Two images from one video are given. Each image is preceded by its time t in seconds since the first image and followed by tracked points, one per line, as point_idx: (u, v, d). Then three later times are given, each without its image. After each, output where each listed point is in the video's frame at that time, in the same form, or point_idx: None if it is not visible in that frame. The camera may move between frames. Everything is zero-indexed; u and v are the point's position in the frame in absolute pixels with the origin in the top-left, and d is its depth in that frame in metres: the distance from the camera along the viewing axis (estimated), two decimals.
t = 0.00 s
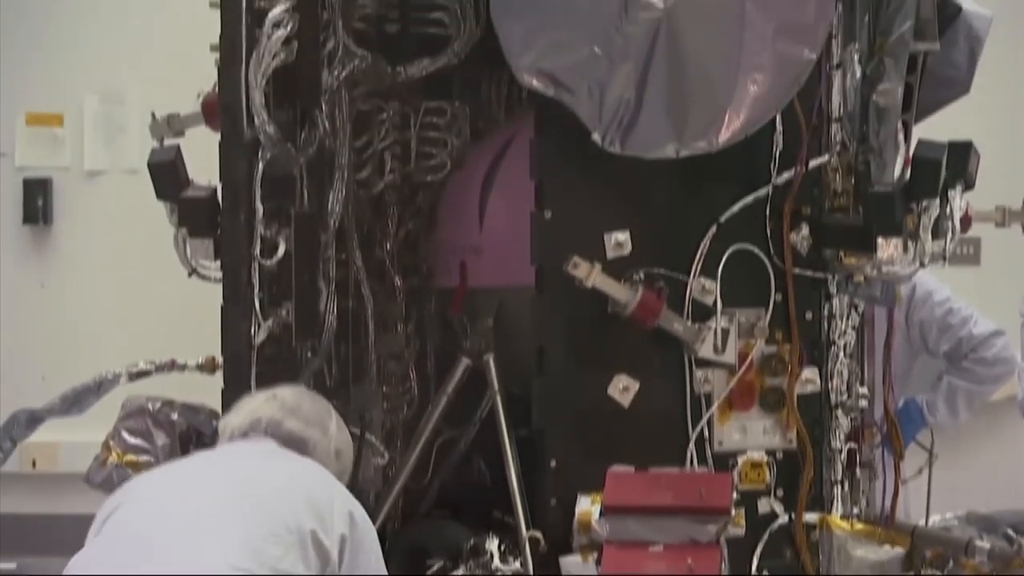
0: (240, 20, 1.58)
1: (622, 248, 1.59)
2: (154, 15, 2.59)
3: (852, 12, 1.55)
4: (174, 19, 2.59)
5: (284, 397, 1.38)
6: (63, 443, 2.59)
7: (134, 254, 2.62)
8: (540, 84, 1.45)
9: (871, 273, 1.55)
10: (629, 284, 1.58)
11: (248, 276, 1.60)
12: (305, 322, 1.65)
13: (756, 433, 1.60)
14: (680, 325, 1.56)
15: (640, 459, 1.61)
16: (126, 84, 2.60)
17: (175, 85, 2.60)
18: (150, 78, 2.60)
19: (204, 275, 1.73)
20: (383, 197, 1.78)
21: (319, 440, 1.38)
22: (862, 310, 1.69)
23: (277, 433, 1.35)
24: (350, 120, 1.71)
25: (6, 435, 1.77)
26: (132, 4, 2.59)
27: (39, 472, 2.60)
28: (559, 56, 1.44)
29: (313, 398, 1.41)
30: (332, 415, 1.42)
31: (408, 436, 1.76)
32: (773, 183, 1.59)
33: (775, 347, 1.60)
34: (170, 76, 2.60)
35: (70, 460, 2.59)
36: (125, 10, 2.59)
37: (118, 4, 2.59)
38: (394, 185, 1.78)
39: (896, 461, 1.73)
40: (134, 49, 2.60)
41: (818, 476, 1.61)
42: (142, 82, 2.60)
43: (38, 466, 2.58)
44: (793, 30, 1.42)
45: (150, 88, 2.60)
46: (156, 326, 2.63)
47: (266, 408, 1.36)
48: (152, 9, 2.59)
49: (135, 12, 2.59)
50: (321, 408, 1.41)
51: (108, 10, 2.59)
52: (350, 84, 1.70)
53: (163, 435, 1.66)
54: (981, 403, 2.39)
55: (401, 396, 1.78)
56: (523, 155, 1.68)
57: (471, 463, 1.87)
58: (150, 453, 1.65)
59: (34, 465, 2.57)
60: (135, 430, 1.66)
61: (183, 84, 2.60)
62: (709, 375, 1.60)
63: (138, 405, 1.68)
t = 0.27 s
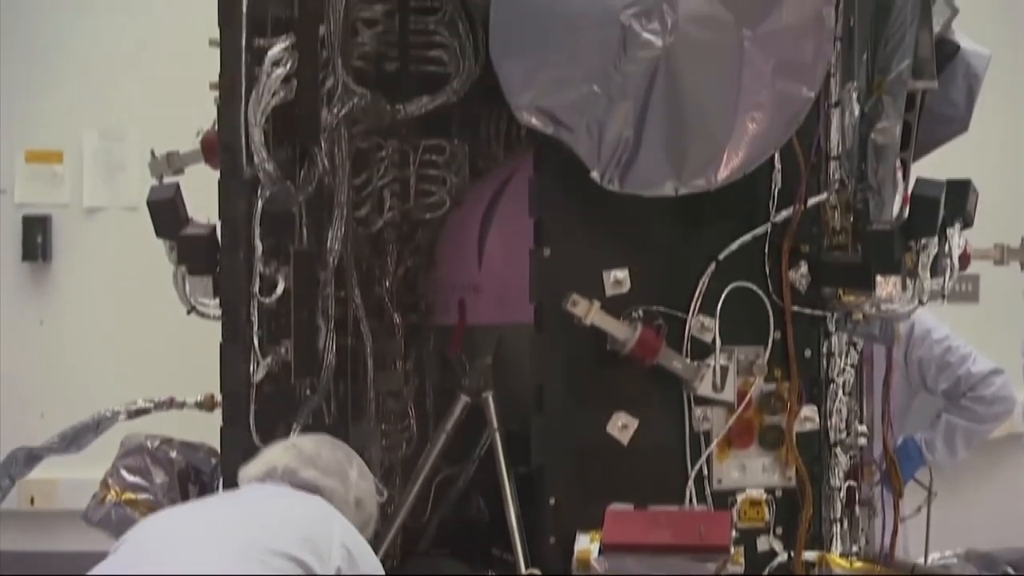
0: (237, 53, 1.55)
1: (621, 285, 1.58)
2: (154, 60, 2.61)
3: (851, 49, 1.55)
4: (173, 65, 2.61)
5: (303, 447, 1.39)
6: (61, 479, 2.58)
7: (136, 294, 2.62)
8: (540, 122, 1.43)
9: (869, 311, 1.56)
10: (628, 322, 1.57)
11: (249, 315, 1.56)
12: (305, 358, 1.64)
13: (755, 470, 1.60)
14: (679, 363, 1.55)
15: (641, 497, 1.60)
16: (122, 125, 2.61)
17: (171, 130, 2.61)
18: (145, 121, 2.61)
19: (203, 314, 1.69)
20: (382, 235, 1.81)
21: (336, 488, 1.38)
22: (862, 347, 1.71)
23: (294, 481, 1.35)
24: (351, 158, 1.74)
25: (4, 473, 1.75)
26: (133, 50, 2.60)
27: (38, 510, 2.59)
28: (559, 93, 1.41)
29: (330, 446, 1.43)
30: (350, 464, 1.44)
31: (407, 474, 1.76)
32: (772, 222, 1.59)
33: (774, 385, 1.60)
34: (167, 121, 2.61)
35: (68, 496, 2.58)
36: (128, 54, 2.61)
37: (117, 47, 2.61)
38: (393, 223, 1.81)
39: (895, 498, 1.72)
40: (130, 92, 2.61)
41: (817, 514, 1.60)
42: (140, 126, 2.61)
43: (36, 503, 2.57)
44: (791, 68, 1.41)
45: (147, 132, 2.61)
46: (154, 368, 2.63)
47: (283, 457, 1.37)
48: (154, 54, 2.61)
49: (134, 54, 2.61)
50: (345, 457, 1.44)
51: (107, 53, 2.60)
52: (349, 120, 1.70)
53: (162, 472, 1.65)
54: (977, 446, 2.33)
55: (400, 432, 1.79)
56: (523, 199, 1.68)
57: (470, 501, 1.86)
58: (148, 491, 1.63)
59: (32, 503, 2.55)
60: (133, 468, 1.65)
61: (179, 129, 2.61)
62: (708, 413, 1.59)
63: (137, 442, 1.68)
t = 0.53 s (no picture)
0: (237, 89, 1.50)
1: (619, 323, 1.56)
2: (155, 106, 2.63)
3: (848, 87, 1.55)
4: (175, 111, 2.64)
5: (323, 493, 1.23)
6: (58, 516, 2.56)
7: (136, 334, 2.64)
8: (538, 160, 1.39)
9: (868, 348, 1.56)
10: (627, 359, 1.55)
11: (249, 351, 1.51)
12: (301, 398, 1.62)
13: (753, 508, 1.60)
14: (677, 402, 1.53)
15: (641, 536, 1.58)
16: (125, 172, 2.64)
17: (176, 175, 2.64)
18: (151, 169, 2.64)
19: (202, 351, 1.62)
20: (381, 272, 1.81)
21: (358, 538, 1.21)
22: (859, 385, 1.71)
23: (312, 532, 1.18)
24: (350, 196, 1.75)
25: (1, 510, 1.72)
26: (135, 99, 2.63)
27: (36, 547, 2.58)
28: (557, 130, 1.37)
29: (351, 491, 1.28)
30: (373, 511, 1.27)
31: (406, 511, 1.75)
32: (770, 259, 1.60)
33: (771, 423, 1.61)
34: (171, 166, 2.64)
35: (66, 534, 2.56)
36: (129, 78, 2.63)
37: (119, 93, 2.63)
38: (391, 260, 1.81)
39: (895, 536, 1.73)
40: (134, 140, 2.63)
41: (816, 552, 1.61)
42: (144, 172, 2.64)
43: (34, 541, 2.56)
44: (789, 106, 1.38)
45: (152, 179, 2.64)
46: (152, 406, 2.65)
47: (301, 505, 1.20)
48: (155, 77, 2.63)
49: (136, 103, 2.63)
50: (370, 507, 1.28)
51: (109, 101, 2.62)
52: (348, 158, 1.70)
53: (161, 511, 1.63)
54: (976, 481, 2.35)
55: (399, 471, 1.78)
56: (519, 237, 1.68)
57: (468, 541, 1.84)
58: (147, 529, 1.60)
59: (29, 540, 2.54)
60: (131, 506, 1.62)
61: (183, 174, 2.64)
62: (707, 451, 1.58)
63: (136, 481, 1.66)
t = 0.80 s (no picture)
0: (237, 123, 1.47)
1: (617, 358, 1.56)
2: (158, 148, 2.68)
3: (845, 122, 1.55)
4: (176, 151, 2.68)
5: (339, 553, 1.16)
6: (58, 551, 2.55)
7: (134, 368, 2.68)
8: (536, 196, 1.40)
9: (868, 383, 1.55)
10: (624, 394, 1.55)
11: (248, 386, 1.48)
12: (299, 432, 1.61)
13: (752, 544, 1.60)
14: (675, 436, 1.53)
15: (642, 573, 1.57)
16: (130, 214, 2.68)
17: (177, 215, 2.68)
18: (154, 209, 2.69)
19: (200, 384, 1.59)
20: (378, 306, 1.80)
21: None
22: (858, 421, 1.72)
23: None
24: (349, 231, 1.73)
25: None
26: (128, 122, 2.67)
27: None
28: (554, 167, 1.37)
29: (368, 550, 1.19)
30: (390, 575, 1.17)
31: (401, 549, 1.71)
32: (767, 294, 1.60)
33: (771, 458, 1.61)
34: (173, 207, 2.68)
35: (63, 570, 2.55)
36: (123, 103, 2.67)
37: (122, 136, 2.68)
38: (390, 295, 1.81)
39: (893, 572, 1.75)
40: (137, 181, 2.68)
41: None
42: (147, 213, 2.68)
43: None
44: (788, 142, 1.38)
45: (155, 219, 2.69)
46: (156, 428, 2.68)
47: (312, 559, 1.15)
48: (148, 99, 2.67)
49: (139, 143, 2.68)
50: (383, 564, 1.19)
51: (112, 144, 2.67)
52: (346, 194, 1.69)
53: (158, 546, 1.61)
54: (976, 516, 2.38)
55: (397, 506, 1.77)
56: (518, 268, 1.74)
57: None
58: (143, 565, 1.58)
59: (26, 574, 2.55)
60: (129, 542, 1.60)
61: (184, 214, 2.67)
62: (705, 485, 1.58)
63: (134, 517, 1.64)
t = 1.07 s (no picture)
0: (237, 159, 1.44)
1: (617, 392, 1.56)
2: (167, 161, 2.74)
3: (844, 156, 1.55)
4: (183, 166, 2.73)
5: None
6: None
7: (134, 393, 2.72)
8: (535, 229, 1.42)
9: (868, 418, 1.56)
10: (624, 428, 1.55)
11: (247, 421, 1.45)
12: (299, 466, 1.61)
13: None
14: (675, 470, 1.52)
15: None
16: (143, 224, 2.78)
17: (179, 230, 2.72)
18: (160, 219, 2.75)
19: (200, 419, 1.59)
20: (377, 339, 1.79)
21: None
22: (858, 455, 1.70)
23: None
24: (348, 265, 1.74)
25: None
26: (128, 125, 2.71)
27: None
28: (553, 202, 1.38)
29: None
30: None
31: None
32: (767, 328, 1.59)
33: (770, 492, 1.60)
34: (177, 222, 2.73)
35: None
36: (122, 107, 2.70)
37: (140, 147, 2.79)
38: (389, 328, 1.80)
39: None
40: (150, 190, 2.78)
41: None
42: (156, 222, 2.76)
43: None
44: (788, 176, 1.38)
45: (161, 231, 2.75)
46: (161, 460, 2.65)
47: None
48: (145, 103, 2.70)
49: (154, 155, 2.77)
50: None
51: (130, 150, 2.78)
52: (346, 227, 1.71)
53: None
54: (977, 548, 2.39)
55: (397, 540, 1.80)
56: (519, 303, 1.78)
57: None
58: None
59: None
60: None
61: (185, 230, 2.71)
62: (705, 519, 1.57)
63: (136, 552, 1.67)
